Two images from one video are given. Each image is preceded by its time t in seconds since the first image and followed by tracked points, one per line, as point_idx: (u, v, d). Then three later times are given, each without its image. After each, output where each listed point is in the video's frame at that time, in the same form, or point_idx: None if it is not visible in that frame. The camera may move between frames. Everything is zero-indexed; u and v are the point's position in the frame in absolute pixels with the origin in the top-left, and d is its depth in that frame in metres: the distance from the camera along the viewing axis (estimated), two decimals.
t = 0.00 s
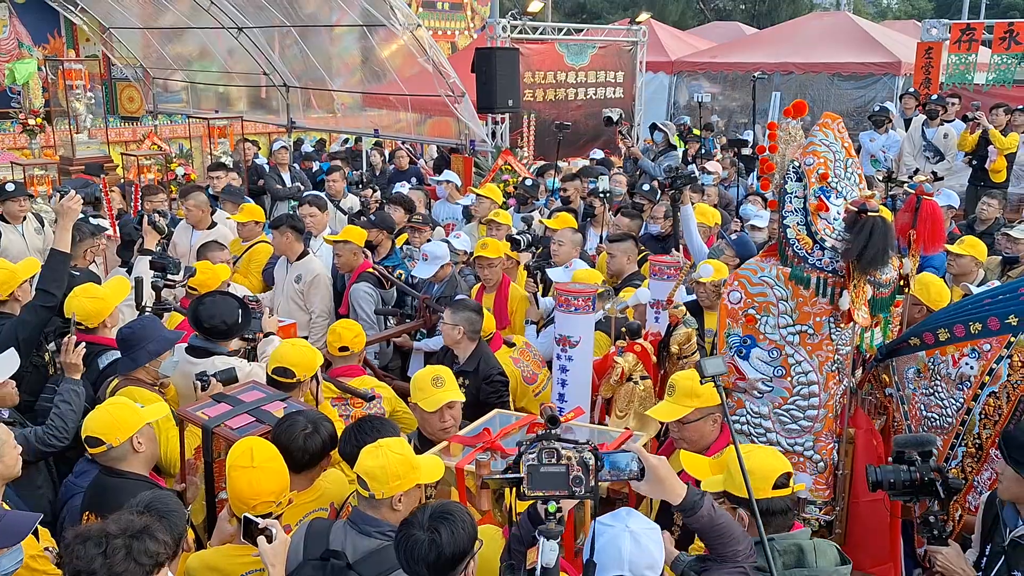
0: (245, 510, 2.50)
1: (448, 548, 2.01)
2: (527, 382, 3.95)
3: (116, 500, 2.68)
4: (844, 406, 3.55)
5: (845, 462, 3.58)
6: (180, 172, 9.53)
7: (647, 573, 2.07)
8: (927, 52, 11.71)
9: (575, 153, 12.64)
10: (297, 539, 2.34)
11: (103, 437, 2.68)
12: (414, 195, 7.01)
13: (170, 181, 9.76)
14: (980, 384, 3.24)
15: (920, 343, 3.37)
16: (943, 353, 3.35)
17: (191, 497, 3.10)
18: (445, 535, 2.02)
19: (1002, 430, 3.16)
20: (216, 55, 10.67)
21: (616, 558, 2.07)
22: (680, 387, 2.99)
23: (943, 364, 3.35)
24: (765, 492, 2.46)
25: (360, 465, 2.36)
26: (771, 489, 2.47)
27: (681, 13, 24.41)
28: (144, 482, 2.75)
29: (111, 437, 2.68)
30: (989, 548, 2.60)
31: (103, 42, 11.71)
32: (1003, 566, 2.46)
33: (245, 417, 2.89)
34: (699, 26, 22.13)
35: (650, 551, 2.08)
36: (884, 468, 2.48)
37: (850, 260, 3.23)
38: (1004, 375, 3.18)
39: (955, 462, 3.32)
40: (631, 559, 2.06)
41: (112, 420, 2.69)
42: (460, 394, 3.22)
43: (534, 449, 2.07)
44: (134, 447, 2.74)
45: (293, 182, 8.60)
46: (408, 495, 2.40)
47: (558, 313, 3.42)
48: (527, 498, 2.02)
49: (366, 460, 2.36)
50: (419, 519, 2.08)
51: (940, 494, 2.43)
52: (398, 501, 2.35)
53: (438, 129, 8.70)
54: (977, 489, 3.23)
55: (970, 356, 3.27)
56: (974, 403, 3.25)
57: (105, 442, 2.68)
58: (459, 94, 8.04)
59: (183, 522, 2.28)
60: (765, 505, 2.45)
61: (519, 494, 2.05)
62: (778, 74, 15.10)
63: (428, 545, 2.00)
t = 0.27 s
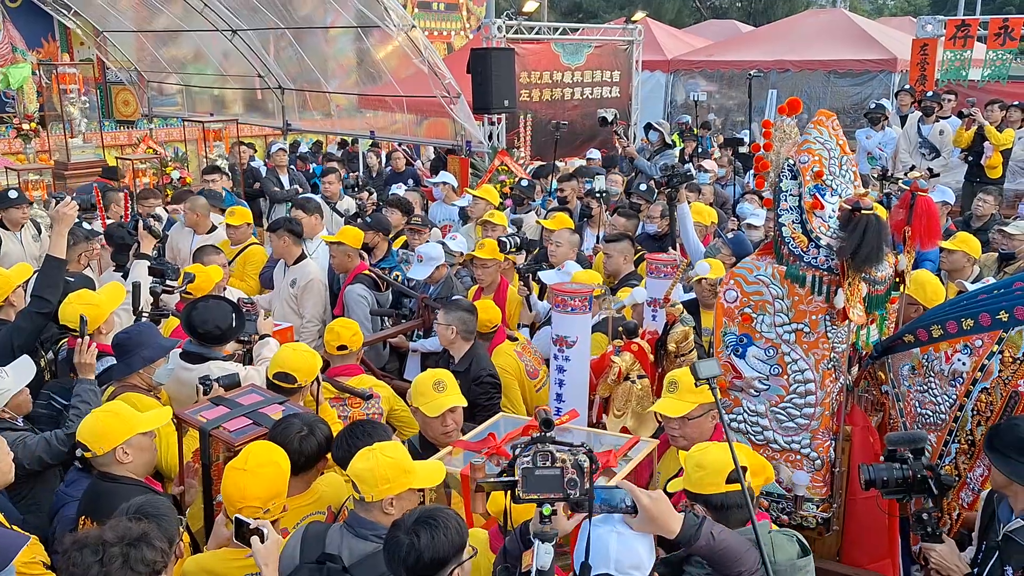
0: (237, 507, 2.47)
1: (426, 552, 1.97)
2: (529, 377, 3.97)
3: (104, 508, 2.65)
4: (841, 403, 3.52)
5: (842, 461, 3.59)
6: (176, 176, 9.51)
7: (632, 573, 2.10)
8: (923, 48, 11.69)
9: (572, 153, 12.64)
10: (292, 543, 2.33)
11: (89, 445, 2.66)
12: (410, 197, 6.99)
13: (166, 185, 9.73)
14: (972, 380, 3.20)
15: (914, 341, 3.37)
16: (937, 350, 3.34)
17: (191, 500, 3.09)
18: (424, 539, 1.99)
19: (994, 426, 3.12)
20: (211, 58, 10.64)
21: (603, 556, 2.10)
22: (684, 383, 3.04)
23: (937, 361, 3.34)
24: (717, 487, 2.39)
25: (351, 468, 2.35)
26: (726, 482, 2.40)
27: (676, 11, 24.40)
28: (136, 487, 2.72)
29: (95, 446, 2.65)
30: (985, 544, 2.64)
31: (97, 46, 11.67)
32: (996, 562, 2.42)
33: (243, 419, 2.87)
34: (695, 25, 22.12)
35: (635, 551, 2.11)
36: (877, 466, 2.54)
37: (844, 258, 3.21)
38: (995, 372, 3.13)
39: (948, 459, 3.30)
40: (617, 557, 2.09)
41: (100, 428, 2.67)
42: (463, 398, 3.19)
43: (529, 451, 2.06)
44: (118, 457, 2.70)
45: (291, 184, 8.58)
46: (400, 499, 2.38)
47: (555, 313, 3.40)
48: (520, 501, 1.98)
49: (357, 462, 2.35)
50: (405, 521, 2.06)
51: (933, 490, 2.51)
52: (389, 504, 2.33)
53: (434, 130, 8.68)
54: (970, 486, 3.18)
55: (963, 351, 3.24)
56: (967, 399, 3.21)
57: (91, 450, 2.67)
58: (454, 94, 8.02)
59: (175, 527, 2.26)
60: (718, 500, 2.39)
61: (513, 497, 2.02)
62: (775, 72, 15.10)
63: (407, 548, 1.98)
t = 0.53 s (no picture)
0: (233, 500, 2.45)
1: (407, 560, 1.98)
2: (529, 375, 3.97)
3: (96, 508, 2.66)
4: (839, 399, 3.51)
5: (841, 455, 3.59)
6: (173, 174, 9.50)
7: (626, 572, 2.05)
8: (920, 44, 11.68)
9: (570, 151, 12.64)
10: (288, 542, 2.35)
11: (76, 447, 2.67)
12: (407, 195, 6.99)
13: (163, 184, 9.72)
14: (967, 376, 3.22)
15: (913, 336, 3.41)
16: (933, 345, 3.34)
17: (192, 496, 3.08)
18: (408, 545, 1.99)
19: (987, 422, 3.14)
20: (208, 57, 10.63)
21: (595, 555, 2.06)
22: (685, 379, 3.02)
23: (933, 356, 3.34)
24: (690, 484, 2.37)
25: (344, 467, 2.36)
26: (699, 478, 2.37)
27: (674, 8, 24.37)
28: (127, 487, 2.72)
29: (81, 449, 2.66)
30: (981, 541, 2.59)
31: (94, 45, 11.64)
32: (992, 557, 2.42)
33: (247, 417, 2.87)
34: (693, 21, 22.10)
35: (628, 550, 2.07)
36: (873, 463, 2.53)
37: (843, 253, 3.19)
38: (990, 367, 3.15)
39: (941, 455, 3.31)
40: (609, 557, 2.05)
41: (86, 431, 2.66)
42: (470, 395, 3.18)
43: (525, 450, 2.03)
44: (105, 460, 2.69)
45: (289, 183, 8.57)
46: (392, 499, 2.37)
47: (554, 309, 3.38)
48: (518, 499, 2.00)
49: (349, 461, 2.36)
50: (393, 525, 2.07)
51: (928, 485, 2.49)
52: (380, 504, 2.33)
53: (432, 128, 8.67)
54: (961, 482, 3.20)
55: (959, 347, 3.25)
56: (962, 394, 3.23)
57: (78, 451, 2.67)
58: (452, 92, 8.01)
59: (170, 525, 2.25)
60: (692, 497, 2.37)
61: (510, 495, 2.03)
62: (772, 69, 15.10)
63: (390, 554, 1.99)
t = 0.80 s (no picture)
0: (234, 491, 2.45)
1: (395, 562, 1.98)
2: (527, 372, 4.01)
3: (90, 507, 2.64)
4: (839, 395, 3.52)
5: (841, 452, 3.67)
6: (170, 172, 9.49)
7: (617, 569, 2.06)
8: (918, 40, 11.67)
9: (568, 148, 12.63)
10: (278, 542, 2.36)
11: (71, 446, 2.68)
12: (405, 192, 6.98)
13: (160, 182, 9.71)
14: (967, 371, 3.20)
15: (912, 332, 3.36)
16: (933, 341, 3.33)
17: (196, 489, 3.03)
18: (397, 546, 1.99)
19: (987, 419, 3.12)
20: (205, 55, 10.60)
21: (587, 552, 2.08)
22: (672, 376, 2.99)
23: (933, 352, 3.33)
24: (683, 478, 2.39)
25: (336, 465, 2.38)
26: (690, 473, 2.39)
27: (672, 5, 24.34)
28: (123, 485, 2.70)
29: (75, 448, 2.67)
30: (975, 532, 2.74)
31: (91, 43, 11.59)
32: (988, 550, 2.49)
33: (250, 415, 2.87)
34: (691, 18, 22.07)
35: (621, 547, 2.08)
36: (869, 456, 2.58)
37: (843, 250, 3.19)
38: (990, 363, 3.13)
39: (942, 451, 3.29)
40: (602, 554, 2.06)
41: (82, 430, 2.67)
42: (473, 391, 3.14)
43: (525, 447, 2.04)
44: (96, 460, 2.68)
45: (287, 181, 8.57)
46: (383, 498, 2.39)
47: (552, 307, 3.39)
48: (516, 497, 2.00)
49: (340, 459, 2.38)
50: (382, 528, 2.07)
51: (924, 478, 2.55)
52: (371, 502, 2.35)
53: (430, 125, 8.65)
54: (960, 478, 3.20)
55: (959, 343, 3.24)
56: (961, 391, 3.21)
57: (73, 451, 2.68)
58: (449, 89, 7.99)
59: (165, 524, 2.25)
60: (684, 490, 2.40)
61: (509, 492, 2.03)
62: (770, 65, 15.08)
63: (379, 555, 1.99)
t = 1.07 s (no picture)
0: (235, 481, 2.49)
1: (380, 561, 2.03)
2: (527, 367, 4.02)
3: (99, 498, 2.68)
4: (840, 394, 3.54)
5: (841, 450, 3.57)
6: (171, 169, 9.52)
7: (612, 570, 2.07)
8: (920, 37, 11.65)
9: (568, 145, 12.64)
10: (277, 539, 2.39)
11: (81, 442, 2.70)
12: (405, 189, 7.00)
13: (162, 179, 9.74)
14: (973, 374, 3.22)
15: (915, 332, 3.35)
16: (937, 343, 3.36)
17: (204, 481, 3.04)
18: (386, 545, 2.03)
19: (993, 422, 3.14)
20: (207, 51, 10.63)
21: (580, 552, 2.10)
22: (657, 378, 3.03)
23: (937, 353, 3.36)
24: (692, 474, 2.42)
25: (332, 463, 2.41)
26: (699, 470, 2.41)
27: (672, 2, 24.38)
28: (130, 479, 2.74)
29: (85, 443, 2.69)
30: (972, 526, 2.78)
31: (92, 39, 11.62)
32: (985, 544, 2.52)
33: (255, 409, 2.90)
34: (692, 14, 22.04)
35: (616, 548, 2.09)
36: (868, 448, 2.57)
37: (845, 250, 3.20)
38: (996, 365, 3.15)
39: (948, 451, 3.32)
40: (596, 555, 2.07)
41: (91, 426, 2.69)
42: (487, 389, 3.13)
43: (524, 446, 2.05)
44: (104, 457, 2.71)
45: (286, 177, 8.59)
46: (381, 495, 2.41)
47: (552, 305, 3.40)
48: (516, 495, 2.02)
49: (337, 457, 2.40)
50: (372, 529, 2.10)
51: (924, 470, 2.54)
52: (369, 500, 2.37)
53: (430, 121, 8.67)
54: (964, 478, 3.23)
55: (964, 345, 3.25)
56: (967, 393, 3.23)
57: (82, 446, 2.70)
58: (449, 86, 8.01)
59: (163, 519, 2.29)
60: (692, 486, 2.42)
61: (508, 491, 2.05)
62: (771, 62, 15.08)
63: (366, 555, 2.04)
